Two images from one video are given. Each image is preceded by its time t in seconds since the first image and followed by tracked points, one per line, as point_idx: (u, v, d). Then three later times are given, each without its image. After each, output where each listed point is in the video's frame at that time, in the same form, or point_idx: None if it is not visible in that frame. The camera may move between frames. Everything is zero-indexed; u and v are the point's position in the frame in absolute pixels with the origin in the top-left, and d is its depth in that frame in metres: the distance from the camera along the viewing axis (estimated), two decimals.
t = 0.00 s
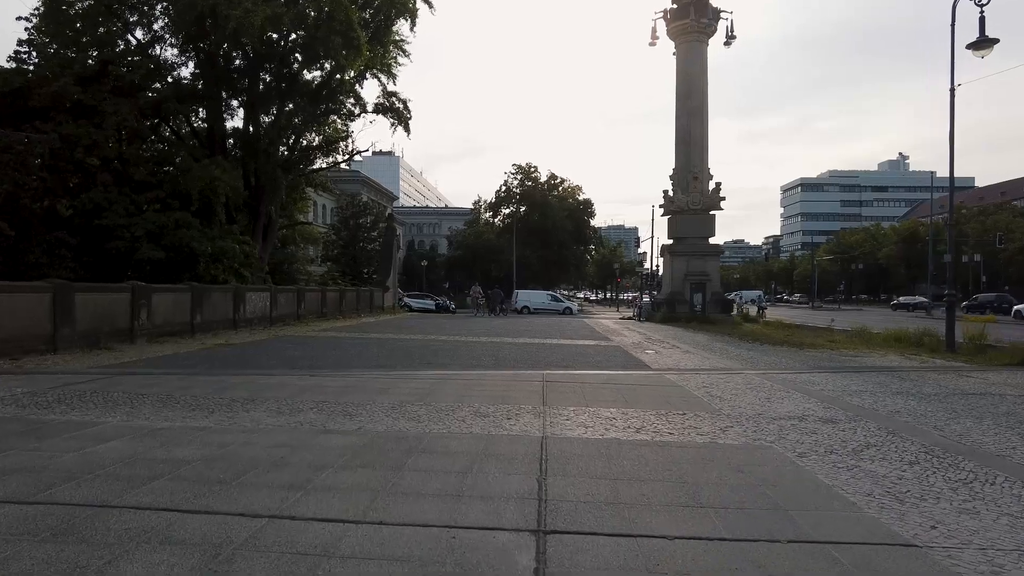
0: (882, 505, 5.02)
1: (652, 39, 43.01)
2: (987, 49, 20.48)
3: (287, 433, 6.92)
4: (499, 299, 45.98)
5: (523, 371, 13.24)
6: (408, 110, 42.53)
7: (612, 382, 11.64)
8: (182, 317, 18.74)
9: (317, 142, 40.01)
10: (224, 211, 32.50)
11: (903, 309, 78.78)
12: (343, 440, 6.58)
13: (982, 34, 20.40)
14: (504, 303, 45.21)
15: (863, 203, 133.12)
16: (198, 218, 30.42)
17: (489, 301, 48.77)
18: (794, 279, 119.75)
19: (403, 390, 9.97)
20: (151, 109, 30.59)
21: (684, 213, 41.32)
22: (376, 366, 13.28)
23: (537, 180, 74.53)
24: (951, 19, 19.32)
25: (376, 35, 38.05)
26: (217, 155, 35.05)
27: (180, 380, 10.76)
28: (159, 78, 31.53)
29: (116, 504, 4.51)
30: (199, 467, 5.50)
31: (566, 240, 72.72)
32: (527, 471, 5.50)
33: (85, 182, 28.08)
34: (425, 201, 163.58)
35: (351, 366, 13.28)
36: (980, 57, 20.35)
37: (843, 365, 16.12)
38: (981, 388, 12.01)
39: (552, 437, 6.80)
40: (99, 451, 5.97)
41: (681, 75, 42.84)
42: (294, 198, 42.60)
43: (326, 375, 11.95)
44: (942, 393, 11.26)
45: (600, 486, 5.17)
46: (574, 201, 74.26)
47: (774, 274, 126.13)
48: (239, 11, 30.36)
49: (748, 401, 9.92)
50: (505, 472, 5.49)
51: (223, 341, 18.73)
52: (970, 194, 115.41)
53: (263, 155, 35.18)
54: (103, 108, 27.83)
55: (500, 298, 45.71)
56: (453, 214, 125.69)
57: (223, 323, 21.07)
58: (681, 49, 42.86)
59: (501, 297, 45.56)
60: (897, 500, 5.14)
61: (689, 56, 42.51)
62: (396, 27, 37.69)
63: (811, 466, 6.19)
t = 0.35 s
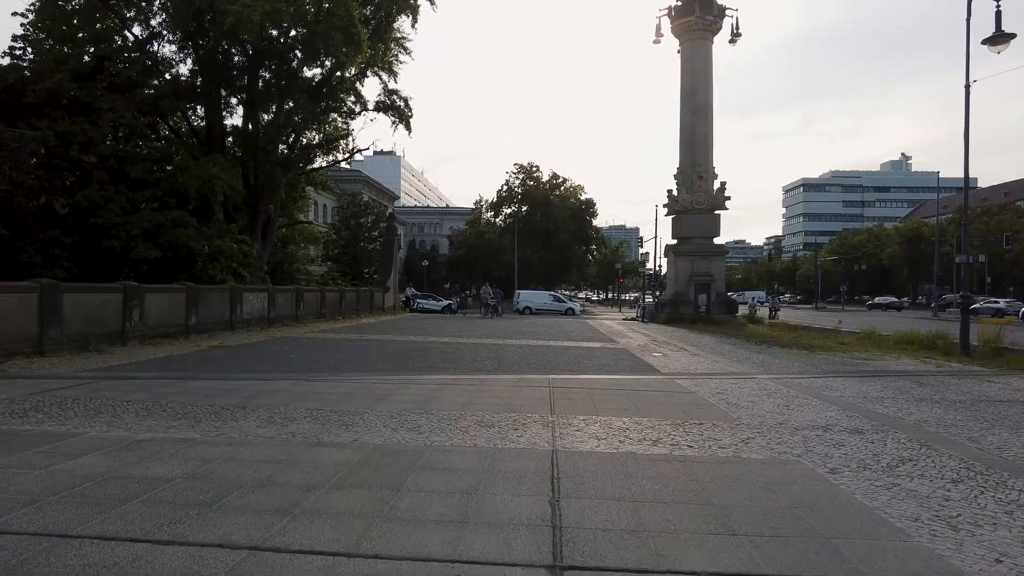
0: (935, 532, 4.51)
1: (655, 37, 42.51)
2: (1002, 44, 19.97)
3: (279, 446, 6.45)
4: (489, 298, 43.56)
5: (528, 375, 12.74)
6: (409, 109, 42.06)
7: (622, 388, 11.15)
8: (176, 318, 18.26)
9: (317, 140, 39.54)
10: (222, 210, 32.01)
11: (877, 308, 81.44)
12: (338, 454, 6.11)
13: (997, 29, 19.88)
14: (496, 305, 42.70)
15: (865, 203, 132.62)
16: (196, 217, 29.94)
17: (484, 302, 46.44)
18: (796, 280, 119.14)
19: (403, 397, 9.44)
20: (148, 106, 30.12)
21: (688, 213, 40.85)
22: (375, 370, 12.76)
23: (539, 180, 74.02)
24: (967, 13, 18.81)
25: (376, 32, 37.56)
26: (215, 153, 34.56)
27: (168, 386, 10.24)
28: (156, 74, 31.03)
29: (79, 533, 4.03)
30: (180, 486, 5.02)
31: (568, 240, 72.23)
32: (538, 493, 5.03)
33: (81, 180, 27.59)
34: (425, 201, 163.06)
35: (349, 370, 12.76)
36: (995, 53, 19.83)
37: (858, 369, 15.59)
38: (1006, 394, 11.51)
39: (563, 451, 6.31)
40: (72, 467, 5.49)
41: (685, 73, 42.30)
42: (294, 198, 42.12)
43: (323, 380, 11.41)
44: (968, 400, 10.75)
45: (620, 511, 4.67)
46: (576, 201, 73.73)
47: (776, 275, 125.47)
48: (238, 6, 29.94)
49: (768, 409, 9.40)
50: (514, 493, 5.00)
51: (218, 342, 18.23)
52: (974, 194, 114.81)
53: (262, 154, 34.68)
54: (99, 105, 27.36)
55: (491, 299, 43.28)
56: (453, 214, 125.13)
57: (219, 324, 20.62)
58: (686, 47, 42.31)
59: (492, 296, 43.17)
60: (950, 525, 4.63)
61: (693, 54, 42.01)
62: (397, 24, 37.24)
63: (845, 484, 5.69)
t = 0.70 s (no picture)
0: (1001, 565, 3.93)
1: (655, 34, 41.98)
2: (1014, 37, 19.43)
3: (257, 462, 5.88)
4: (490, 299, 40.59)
5: (529, 379, 12.16)
6: (406, 107, 41.47)
7: (628, 394, 10.59)
8: (165, 320, 17.68)
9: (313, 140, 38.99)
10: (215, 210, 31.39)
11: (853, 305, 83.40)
12: (321, 471, 5.56)
13: (1009, 20, 19.34)
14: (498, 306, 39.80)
15: (864, 202, 132.26)
16: (188, 217, 29.33)
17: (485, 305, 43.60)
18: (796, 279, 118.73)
19: (397, 404, 8.87)
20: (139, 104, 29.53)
21: (689, 211, 40.34)
22: (369, 374, 12.20)
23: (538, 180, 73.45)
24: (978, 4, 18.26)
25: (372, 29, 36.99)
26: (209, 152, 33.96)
27: (149, 392, 9.67)
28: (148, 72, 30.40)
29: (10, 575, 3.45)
30: (138, 511, 4.45)
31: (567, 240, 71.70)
32: (543, 517, 4.47)
33: (70, 180, 26.97)
34: (424, 201, 162.46)
35: (342, 375, 12.19)
36: (1007, 45, 19.30)
37: (870, 371, 15.05)
38: None
39: (569, 467, 5.76)
40: (23, 488, 4.90)
41: (685, 70, 41.77)
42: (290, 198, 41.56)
43: (312, 385, 10.84)
44: (993, 405, 10.19)
45: (639, 542, 4.10)
46: (575, 200, 73.18)
47: (776, 274, 125.02)
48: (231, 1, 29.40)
49: (785, 416, 8.84)
50: (518, 519, 4.43)
51: (208, 345, 17.64)
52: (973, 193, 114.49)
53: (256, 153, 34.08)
54: (88, 102, 26.76)
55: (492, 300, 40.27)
56: (451, 214, 124.52)
57: (210, 327, 20.02)
58: (686, 43, 41.78)
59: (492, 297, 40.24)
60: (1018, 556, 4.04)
61: (694, 51, 41.47)
62: (393, 21, 36.70)
63: (885, 503, 5.12)
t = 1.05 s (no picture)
0: None
1: (658, 30, 41.42)
2: None
3: (240, 476, 5.33)
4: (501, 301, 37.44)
5: (535, 381, 11.61)
6: (406, 103, 40.87)
7: (639, 397, 10.03)
8: (156, 319, 17.09)
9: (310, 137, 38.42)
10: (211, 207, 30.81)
11: (829, 306, 85.66)
12: (311, 488, 5.02)
13: None
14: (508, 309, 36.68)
15: (865, 201, 131.82)
16: (182, 214, 28.76)
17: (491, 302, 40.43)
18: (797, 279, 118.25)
19: (394, 409, 8.30)
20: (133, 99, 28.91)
21: (692, 209, 39.82)
22: (367, 376, 11.63)
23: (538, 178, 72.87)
24: None
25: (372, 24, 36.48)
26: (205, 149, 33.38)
27: (132, 396, 9.09)
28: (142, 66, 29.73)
29: None
30: (98, 538, 3.90)
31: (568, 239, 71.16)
32: (561, 544, 3.92)
33: (62, 176, 26.37)
34: (423, 201, 162.03)
35: (338, 376, 11.62)
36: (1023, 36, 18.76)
37: (887, 372, 14.54)
38: None
39: (583, 483, 5.24)
40: None
41: (689, 66, 41.22)
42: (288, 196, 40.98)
43: (306, 388, 10.26)
44: None
45: None
46: (576, 199, 72.66)
47: (776, 274, 124.60)
48: None
49: (810, 422, 8.27)
50: (533, 549, 3.85)
51: (200, 345, 17.06)
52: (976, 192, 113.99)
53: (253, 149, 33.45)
54: (79, 97, 26.13)
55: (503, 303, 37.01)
56: (451, 213, 123.95)
57: (204, 326, 19.47)
58: (689, 39, 41.21)
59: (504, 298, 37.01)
60: None
61: (697, 47, 40.94)
62: (392, 16, 36.11)
63: (941, 523, 4.54)
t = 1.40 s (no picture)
0: None
1: (660, 27, 40.88)
2: None
3: (219, 502, 4.79)
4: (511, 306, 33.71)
5: (539, 387, 11.07)
6: (406, 101, 40.37)
7: (650, 406, 9.51)
8: (146, 321, 16.54)
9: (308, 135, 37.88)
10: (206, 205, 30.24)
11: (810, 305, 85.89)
12: (298, 518, 4.48)
13: None
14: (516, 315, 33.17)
15: (865, 201, 131.34)
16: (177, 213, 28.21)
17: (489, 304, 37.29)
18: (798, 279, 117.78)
19: (392, 421, 7.76)
20: (127, 96, 28.31)
21: (696, 208, 39.30)
22: (363, 383, 11.09)
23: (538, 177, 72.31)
24: None
25: (371, 20, 35.96)
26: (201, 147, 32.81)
27: (111, 405, 8.51)
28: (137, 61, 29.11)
29: None
30: None
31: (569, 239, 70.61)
32: None
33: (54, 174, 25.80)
34: (423, 200, 161.50)
35: (333, 383, 11.07)
36: None
37: (903, 377, 14.02)
38: None
39: (601, 512, 4.69)
40: None
41: (693, 64, 40.66)
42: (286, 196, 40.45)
43: (298, 396, 9.72)
44: None
45: None
46: (576, 198, 72.13)
47: (777, 274, 124.16)
48: None
49: (837, 435, 7.73)
50: None
51: (192, 347, 16.50)
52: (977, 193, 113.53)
53: (250, 147, 32.85)
54: (72, 93, 25.50)
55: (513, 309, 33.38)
56: (451, 213, 123.39)
57: (197, 328, 18.92)
58: (693, 36, 40.66)
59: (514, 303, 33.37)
60: None
61: (700, 44, 40.41)
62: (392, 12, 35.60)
63: (1009, 561, 4.00)
